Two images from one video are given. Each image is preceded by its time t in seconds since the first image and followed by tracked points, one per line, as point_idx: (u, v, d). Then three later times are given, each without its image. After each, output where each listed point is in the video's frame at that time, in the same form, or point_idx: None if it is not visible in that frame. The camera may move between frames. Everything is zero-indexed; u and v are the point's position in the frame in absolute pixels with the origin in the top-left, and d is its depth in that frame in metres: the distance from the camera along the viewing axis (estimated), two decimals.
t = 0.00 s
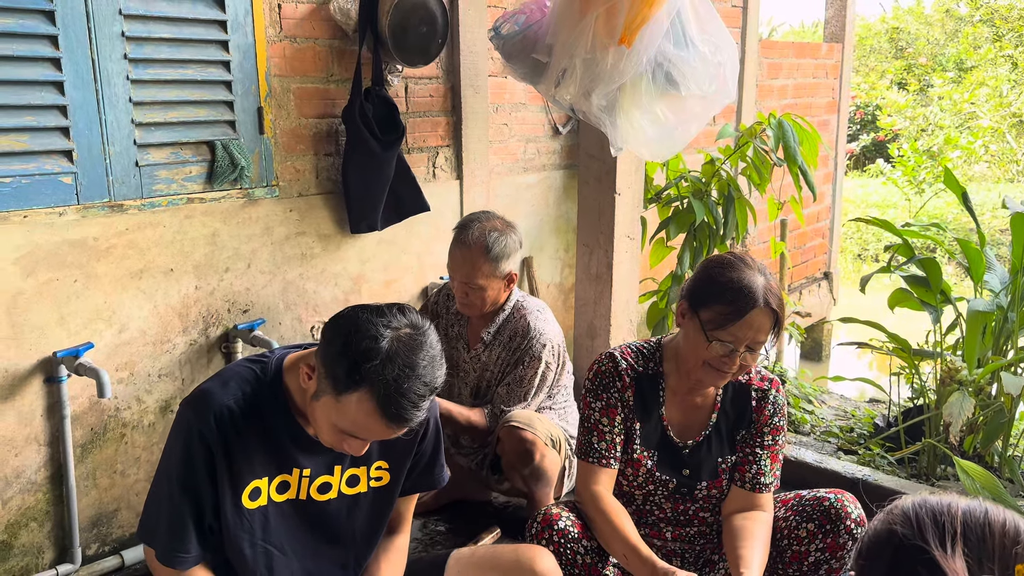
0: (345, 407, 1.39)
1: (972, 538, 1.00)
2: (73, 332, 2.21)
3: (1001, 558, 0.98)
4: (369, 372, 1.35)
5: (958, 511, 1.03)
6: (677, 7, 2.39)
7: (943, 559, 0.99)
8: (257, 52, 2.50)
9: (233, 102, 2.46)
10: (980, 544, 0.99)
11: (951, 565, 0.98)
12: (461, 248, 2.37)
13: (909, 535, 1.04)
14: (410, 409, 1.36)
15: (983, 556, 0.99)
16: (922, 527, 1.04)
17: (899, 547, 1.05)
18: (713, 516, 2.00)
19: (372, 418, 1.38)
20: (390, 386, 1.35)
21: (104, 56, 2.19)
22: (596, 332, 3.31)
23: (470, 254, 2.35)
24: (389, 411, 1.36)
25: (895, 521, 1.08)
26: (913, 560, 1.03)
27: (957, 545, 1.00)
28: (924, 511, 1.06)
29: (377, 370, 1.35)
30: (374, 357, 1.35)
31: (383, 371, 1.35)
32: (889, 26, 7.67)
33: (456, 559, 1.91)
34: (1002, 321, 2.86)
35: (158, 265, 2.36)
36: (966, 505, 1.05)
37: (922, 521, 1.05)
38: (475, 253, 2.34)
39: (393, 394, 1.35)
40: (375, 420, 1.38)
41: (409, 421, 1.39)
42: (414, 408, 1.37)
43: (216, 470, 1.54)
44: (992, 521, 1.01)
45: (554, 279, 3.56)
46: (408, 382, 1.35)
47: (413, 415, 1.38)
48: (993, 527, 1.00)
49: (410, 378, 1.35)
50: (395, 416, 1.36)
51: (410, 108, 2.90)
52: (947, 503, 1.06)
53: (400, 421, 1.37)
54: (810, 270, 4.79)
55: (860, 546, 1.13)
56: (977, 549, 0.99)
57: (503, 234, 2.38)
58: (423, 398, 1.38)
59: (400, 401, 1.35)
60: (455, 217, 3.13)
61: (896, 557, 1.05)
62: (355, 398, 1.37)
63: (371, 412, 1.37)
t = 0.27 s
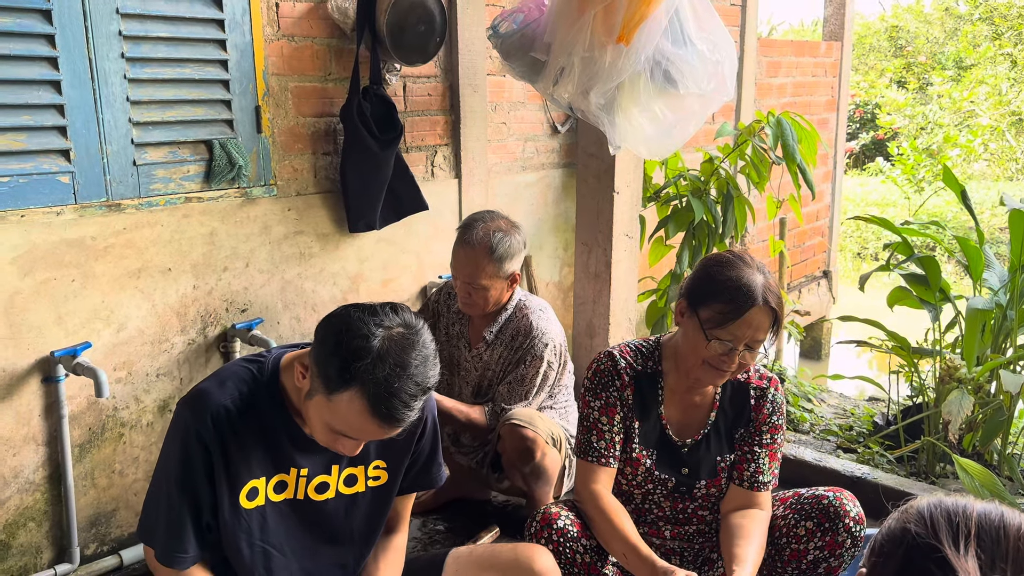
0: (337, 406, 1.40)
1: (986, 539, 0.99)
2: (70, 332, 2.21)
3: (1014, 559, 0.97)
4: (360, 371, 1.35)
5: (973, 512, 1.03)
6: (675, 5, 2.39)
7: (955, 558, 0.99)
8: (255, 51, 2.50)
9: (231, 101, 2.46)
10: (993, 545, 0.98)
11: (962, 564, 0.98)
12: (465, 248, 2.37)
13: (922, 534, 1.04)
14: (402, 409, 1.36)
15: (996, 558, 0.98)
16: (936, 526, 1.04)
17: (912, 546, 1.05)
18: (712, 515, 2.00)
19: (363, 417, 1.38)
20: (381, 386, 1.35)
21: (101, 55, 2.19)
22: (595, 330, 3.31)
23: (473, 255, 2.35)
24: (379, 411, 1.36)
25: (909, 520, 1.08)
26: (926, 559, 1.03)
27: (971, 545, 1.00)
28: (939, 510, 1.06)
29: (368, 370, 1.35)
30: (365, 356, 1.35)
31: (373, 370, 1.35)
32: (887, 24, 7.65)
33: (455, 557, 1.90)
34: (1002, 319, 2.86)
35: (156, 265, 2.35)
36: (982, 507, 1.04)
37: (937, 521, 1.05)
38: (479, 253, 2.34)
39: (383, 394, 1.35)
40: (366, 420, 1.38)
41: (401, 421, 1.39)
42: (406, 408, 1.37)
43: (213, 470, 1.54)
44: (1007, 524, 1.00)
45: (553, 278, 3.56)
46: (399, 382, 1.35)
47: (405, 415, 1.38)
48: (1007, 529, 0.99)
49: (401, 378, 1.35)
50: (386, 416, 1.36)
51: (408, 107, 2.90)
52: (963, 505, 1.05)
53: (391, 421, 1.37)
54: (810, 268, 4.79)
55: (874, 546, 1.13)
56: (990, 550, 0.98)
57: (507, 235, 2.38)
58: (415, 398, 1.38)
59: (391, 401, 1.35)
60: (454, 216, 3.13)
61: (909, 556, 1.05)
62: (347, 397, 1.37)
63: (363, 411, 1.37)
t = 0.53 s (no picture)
0: (327, 406, 1.39)
1: (987, 538, 0.99)
2: (67, 331, 2.20)
3: (1014, 558, 0.97)
4: (350, 371, 1.35)
5: (972, 511, 1.03)
6: (672, 3, 2.38)
7: (956, 557, 0.99)
8: (251, 49, 2.49)
9: (227, 100, 2.45)
10: (993, 544, 0.98)
11: (963, 563, 0.98)
12: (465, 247, 2.36)
13: (922, 532, 1.04)
14: (392, 409, 1.36)
15: (996, 557, 0.98)
16: (936, 525, 1.03)
17: (912, 544, 1.05)
18: (711, 513, 2.00)
19: (353, 417, 1.38)
20: (371, 386, 1.34)
21: (97, 54, 2.18)
22: (593, 329, 3.31)
23: (473, 254, 2.34)
24: (369, 410, 1.35)
25: (908, 518, 1.07)
26: (926, 558, 1.03)
27: (971, 544, 0.99)
28: (938, 509, 1.05)
29: (358, 370, 1.35)
30: (355, 356, 1.35)
31: (364, 370, 1.34)
32: (886, 23, 7.63)
33: (453, 557, 1.90)
34: (1000, 317, 2.85)
35: (153, 264, 2.35)
36: (981, 506, 1.04)
37: (936, 519, 1.04)
38: (478, 253, 2.33)
39: (374, 393, 1.34)
40: (356, 420, 1.38)
41: (392, 421, 1.38)
42: (397, 408, 1.36)
43: (209, 471, 1.54)
44: (1006, 523, 1.00)
45: (551, 277, 3.55)
46: (390, 381, 1.35)
47: (396, 415, 1.37)
48: (1007, 528, 0.99)
49: (391, 377, 1.35)
50: (376, 416, 1.36)
51: (405, 105, 2.89)
52: (962, 503, 1.05)
53: (382, 421, 1.37)
54: (808, 267, 4.79)
55: (872, 544, 1.12)
56: (990, 549, 0.98)
57: (507, 234, 2.37)
58: (406, 398, 1.37)
59: (381, 401, 1.34)
60: (451, 215, 3.12)
61: (909, 555, 1.05)
62: (337, 397, 1.37)
63: (353, 411, 1.37)
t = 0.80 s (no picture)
0: (320, 406, 1.39)
1: (981, 539, 0.99)
2: (63, 331, 2.19)
3: (1008, 558, 0.98)
4: (342, 370, 1.35)
5: (966, 511, 1.02)
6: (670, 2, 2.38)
7: (952, 559, 0.98)
8: (248, 48, 2.48)
9: (224, 99, 2.44)
10: (988, 544, 0.98)
11: (959, 565, 0.98)
12: (462, 247, 2.35)
13: (916, 533, 1.03)
14: (384, 409, 1.35)
15: (990, 557, 0.98)
16: (930, 526, 1.03)
17: (906, 545, 1.04)
18: (709, 512, 2.00)
19: (346, 417, 1.37)
20: (363, 385, 1.34)
21: (93, 53, 2.17)
22: (591, 328, 3.30)
23: (470, 253, 2.34)
24: (361, 410, 1.35)
25: (902, 518, 1.07)
26: (920, 558, 1.02)
27: (965, 545, 0.99)
28: (931, 509, 1.05)
29: (350, 369, 1.35)
30: (347, 355, 1.35)
31: (355, 369, 1.34)
32: (883, 22, 7.62)
33: (450, 557, 1.90)
34: (998, 315, 2.85)
35: (149, 264, 2.34)
36: (974, 505, 1.04)
37: (930, 519, 1.04)
38: (476, 252, 2.32)
39: (365, 392, 1.34)
40: (349, 419, 1.37)
41: (384, 421, 1.37)
42: (389, 407, 1.35)
43: (204, 471, 1.53)
44: (1000, 522, 1.00)
45: (549, 276, 3.55)
46: (382, 380, 1.34)
47: (389, 415, 1.36)
48: (1001, 528, 0.99)
49: (383, 376, 1.34)
50: (369, 415, 1.35)
51: (402, 104, 2.88)
52: (955, 502, 1.05)
53: (374, 421, 1.36)
54: (806, 266, 4.78)
55: (863, 543, 1.12)
56: (985, 549, 0.98)
57: (505, 234, 2.37)
58: (399, 397, 1.37)
59: (372, 400, 1.34)
60: (449, 214, 3.12)
61: (903, 556, 1.04)
62: (329, 396, 1.37)
63: (345, 411, 1.37)
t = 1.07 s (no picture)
0: (318, 404, 1.39)
1: (988, 539, 0.98)
2: (61, 331, 2.18)
3: (1016, 559, 0.97)
4: (339, 369, 1.34)
5: (973, 511, 1.02)
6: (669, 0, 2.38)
7: (960, 560, 0.98)
8: (246, 47, 2.47)
9: (222, 98, 2.44)
10: (996, 545, 0.98)
11: (967, 566, 0.97)
12: (459, 247, 2.34)
13: (923, 534, 1.02)
14: (382, 407, 1.35)
15: (998, 558, 0.97)
16: (937, 526, 1.02)
17: (913, 546, 1.03)
18: (708, 512, 1.99)
19: (343, 415, 1.37)
20: (360, 383, 1.33)
21: (90, 52, 2.16)
22: (590, 327, 3.30)
23: (467, 253, 2.33)
24: (358, 409, 1.34)
25: (908, 519, 1.06)
26: (927, 559, 1.01)
27: (973, 545, 0.99)
28: (938, 509, 1.04)
29: (346, 367, 1.34)
30: (344, 353, 1.35)
31: (352, 367, 1.34)
32: (881, 20, 7.62)
33: (449, 557, 1.90)
34: (997, 314, 2.85)
35: (147, 263, 2.33)
36: (981, 506, 1.03)
37: (937, 520, 1.03)
38: (474, 252, 2.32)
39: (363, 391, 1.33)
40: (346, 418, 1.37)
41: (382, 419, 1.37)
42: (386, 406, 1.35)
43: (202, 471, 1.53)
44: (1008, 524, 0.99)
45: (548, 275, 3.54)
46: (379, 378, 1.34)
47: (386, 413, 1.36)
48: (1009, 529, 0.98)
49: (380, 374, 1.34)
50: (366, 413, 1.35)
51: (401, 103, 2.88)
52: (962, 503, 1.04)
53: (371, 419, 1.36)
54: (805, 264, 4.78)
55: (869, 543, 1.11)
56: (993, 550, 0.98)
57: (503, 233, 2.36)
58: (396, 395, 1.36)
59: (370, 398, 1.33)
60: (448, 213, 3.11)
61: (910, 556, 1.03)
62: (327, 395, 1.36)
63: (342, 409, 1.36)
